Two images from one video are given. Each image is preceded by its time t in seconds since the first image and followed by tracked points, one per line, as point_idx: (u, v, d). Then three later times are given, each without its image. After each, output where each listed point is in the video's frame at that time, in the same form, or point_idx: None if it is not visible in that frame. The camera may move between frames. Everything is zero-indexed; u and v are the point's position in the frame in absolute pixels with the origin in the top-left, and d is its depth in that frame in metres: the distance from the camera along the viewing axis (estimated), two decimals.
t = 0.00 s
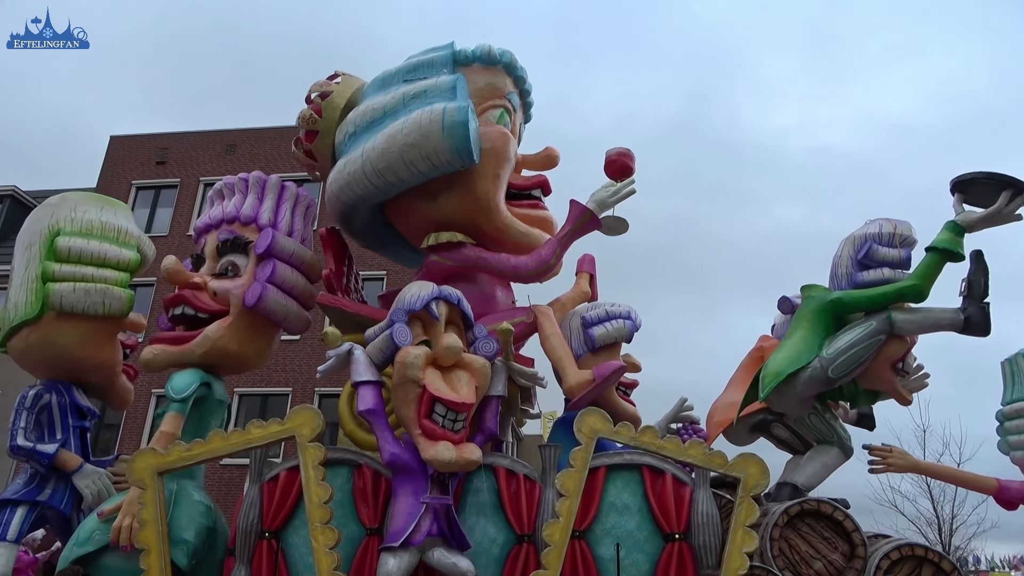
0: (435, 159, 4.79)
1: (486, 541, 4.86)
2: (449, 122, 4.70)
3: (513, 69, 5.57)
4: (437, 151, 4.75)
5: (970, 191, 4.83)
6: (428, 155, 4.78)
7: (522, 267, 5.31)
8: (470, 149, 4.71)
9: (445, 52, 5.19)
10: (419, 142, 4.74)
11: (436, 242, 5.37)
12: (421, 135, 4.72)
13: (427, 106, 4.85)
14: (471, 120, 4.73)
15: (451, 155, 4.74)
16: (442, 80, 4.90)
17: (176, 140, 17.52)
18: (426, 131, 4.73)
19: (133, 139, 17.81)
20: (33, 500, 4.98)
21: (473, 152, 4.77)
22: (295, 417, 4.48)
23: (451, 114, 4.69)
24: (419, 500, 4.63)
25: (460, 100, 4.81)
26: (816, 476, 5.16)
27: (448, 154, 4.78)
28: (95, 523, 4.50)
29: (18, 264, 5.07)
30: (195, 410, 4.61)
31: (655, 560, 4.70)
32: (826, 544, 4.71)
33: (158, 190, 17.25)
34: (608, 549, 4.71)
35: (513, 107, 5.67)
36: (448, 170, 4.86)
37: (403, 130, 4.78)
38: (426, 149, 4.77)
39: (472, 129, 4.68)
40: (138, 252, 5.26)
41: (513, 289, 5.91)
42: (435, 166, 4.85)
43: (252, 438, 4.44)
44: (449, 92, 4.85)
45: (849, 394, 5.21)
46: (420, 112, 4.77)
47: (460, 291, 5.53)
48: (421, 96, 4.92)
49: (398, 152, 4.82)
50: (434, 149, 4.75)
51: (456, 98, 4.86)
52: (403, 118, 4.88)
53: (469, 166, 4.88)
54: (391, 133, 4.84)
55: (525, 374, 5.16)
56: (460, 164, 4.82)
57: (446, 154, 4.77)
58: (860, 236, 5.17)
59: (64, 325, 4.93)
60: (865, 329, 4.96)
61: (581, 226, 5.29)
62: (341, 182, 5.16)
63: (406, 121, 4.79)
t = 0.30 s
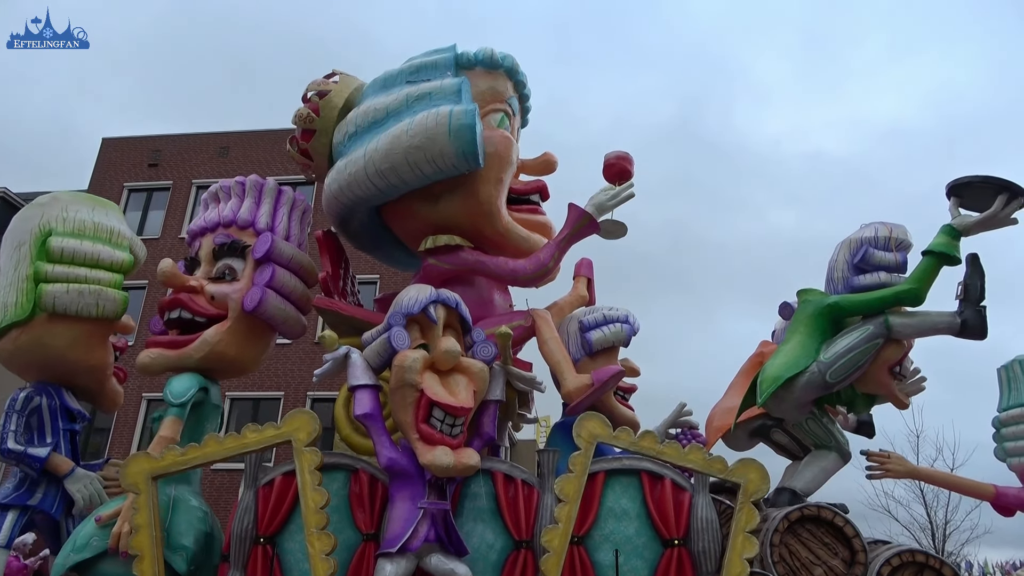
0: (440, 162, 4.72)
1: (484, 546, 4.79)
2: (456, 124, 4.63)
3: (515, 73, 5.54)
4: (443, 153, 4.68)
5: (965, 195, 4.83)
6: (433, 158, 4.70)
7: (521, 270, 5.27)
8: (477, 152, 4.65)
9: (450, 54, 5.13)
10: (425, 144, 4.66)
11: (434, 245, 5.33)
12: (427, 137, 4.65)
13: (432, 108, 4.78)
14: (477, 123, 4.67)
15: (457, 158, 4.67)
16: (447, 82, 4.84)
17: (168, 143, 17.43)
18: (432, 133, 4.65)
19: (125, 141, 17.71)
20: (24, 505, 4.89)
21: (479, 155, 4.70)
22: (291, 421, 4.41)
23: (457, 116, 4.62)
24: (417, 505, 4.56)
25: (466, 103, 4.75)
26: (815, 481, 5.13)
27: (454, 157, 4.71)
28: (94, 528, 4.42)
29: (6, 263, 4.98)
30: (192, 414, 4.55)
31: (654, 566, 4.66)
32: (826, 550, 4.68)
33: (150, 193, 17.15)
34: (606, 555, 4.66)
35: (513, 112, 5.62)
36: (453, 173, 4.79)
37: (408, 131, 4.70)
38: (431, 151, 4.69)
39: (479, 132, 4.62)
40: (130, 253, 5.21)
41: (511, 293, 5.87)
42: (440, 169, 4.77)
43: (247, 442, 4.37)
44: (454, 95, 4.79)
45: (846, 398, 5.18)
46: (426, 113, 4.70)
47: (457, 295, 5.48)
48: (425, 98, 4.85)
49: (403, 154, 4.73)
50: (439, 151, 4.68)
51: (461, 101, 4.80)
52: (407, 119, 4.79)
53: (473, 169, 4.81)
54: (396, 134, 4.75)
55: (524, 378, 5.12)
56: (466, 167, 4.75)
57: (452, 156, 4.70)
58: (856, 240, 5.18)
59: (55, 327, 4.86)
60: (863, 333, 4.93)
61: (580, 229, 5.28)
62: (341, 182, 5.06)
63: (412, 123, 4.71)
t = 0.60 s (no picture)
0: (447, 161, 4.69)
1: (482, 547, 4.74)
2: (465, 124, 4.62)
3: (519, 75, 5.53)
4: (450, 153, 4.66)
5: (960, 195, 4.75)
6: (440, 157, 4.68)
7: (520, 270, 5.26)
8: (485, 152, 4.64)
9: (456, 54, 5.11)
10: (432, 142, 4.64)
11: (433, 245, 5.31)
12: (435, 136, 4.62)
13: (439, 107, 4.76)
14: (486, 123, 4.67)
15: (465, 158, 4.65)
16: (455, 82, 4.84)
17: (162, 140, 17.35)
18: (440, 132, 4.63)
19: (119, 139, 17.64)
20: (19, 504, 4.83)
21: (486, 156, 4.69)
22: (291, 420, 4.39)
23: (466, 116, 4.61)
24: (416, 505, 4.52)
25: (473, 103, 4.75)
26: (813, 482, 5.14)
27: (461, 157, 4.69)
28: (95, 528, 4.38)
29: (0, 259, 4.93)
30: (192, 414, 4.52)
31: (653, 567, 4.65)
32: (825, 551, 4.68)
33: (144, 191, 17.08)
34: (605, 556, 4.65)
35: (515, 113, 5.61)
36: (459, 173, 4.77)
37: (415, 129, 4.67)
38: (438, 150, 4.66)
39: (487, 132, 4.61)
40: (127, 251, 5.18)
41: (510, 292, 5.86)
42: (446, 168, 4.74)
43: (245, 441, 4.34)
44: (461, 95, 4.78)
45: (843, 398, 5.15)
46: (433, 112, 4.68)
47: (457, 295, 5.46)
48: (432, 96, 4.84)
49: (409, 152, 4.69)
50: (447, 151, 4.65)
51: (469, 101, 4.80)
52: (414, 118, 4.76)
53: (480, 170, 4.80)
54: (402, 132, 4.71)
55: (524, 379, 5.11)
56: (473, 167, 4.73)
57: (459, 156, 4.68)
58: (851, 241, 5.16)
59: (50, 324, 4.81)
60: (859, 334, 4.92)
61: (579, 230, 5.29)
62: (344, 178, 5.00)
63: (419, 121, 4.68)
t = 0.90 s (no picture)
0: (457, 161, 4.69)
1: (483, 547, 4.71)
2: (476, 125, 4.62)
3: (524, 77, 5.54)
4: (461, 153, 4.66)
5: (953, 194, 4.69)
6: (450, 157, 4.67)
7: (521, 271, 5.26)
8: (495, 154, 4.65)
9: (464, 54, 5.10)
10: (443, 142, 4.63)
11: (435, 245, 5.27)
12: (446, 135, 4.62)
13: (449, 107, 4.76)
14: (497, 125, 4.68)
15: (475, 159, 4.65)
16: (465, 82, 4.84)
17: (157, 138, 17.29)
18: (451, 132, 4.62)
19: (114, 137, 17.58)
20: (18, 502, 4.75)
21: (497, 157, 4.70)
22: (292, 420, 4.37)
23: (478, 117, 4.62)
24: (418, 505, 4.49)
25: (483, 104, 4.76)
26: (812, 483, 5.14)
27: (471, 158, 4.69)
28: (101, 527, 4.36)
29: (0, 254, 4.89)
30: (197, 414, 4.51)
31: (654, 568, 4.66)
32: (826, 552, 4.68)
33: (139, 189, 17.03)
34: (606, 557, 4.64)
35: (518, 115, 5.61)
36: (468, 174, 4.77)
37: (426, 128, 4.66)
38: (449, 150, 4.66)
39: (498, 134, 4.63)
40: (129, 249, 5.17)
41: (511, 293, 5.88)
42: (456, 168, 4.74)
43: (247, 441, 4.31)
44: (471, 96, 4.79)
45: (840, 399, 5.11)
46: (444, 112, 4.68)
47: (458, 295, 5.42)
48: (441, 96, 4.84)
49: (419, 151, 4.67)
50: (457, 151, 4.65)
51: (478, 102, 4.80)
52: (424, 116, 4.75)
53: (489, 171, 4.80)
54: (412, 131, 4.69)
55: (525, 378, 5.09)
56: (482, 168, 4.74)
57: (470, 157, 4.68)
58: (845, 241, 5.16)
59: (52, 321, 4.78)
60: (855, 334, 4.90)
61: (580, 231, 5.31)
62: (350, 175, 4.96)
63: (430, 121, 4.67)
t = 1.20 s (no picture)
0: (467, 163, 4.69)
1: (486, 549, 4.68)
2: (487, 128, 4.64)
3: (528, 80, 5.55)
4: (471, 155, 4.66)
5: (948, 195, 4.69)
6: (460, 159, 4.68)
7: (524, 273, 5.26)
8: (506, 157, 4.67)
9: (471, 56, 5.12)
10: (453, 144, 4.63)
11: (437, 246, 5.26)
12: (456, 137, 4.62)
13: (458, 109, 4.77)
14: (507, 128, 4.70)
15: (485, 161, 4.67)
16: (474, 84, 4.85)
17: (153, 137, 17.24)
18: (461, 134, 4.63)
19: (111, 137, 17.54)
20: (19, 503, 4.70)
21: (506, 160, 4.72)
22: (295, 421, 4.36)
23: (489, 120, 4.63)
24: (422, 507, 4.46)
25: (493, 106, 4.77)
26: (812, 483, 5.14)
27: (481, 160, 4.70)
28: (107, 529, 4.34)
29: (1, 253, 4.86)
30: (204, 417, 4.50)
31: (657, 570, 4.66)
32: (829, 553, 4.68)
33: (136, 189, 16.99)
34: (609, 558, 4.64)
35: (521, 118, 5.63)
36: (477, 176, 4.78)
37: (436, 129, 4.66)
38: (459, 152, 4.67)
39: (509, 137, 4.65)
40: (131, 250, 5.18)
41: (513, 294, 5.88)
42: (465, 171, 4.75)
43: (250, 442, 4.30)
44: (480, 98, 4.81)
45: (839, 399, 5.13)
46: (453, 114, 4.69)
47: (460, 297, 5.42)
48: (449, 98, 4.84)
49: (428, 152, 4.67)
50: (467, 153, 4.66)
51: (487, 105, 4.82)
52: (433, 117, 4.76)
53: (498, 174, 4.82)
54: (422, 132, 4.69)
55: (527, 380, 5.06)
56: (491, 171, 4.76)
57: (479, 159, 4.70)
58: (841, 242, 5.18)
59: (54, 321, 4.75)
60: (853, 335, 4.90)
61: (583, 232, 5.31)
62: (356, 175, 4.94)
63: (440, 122, 4.68)
